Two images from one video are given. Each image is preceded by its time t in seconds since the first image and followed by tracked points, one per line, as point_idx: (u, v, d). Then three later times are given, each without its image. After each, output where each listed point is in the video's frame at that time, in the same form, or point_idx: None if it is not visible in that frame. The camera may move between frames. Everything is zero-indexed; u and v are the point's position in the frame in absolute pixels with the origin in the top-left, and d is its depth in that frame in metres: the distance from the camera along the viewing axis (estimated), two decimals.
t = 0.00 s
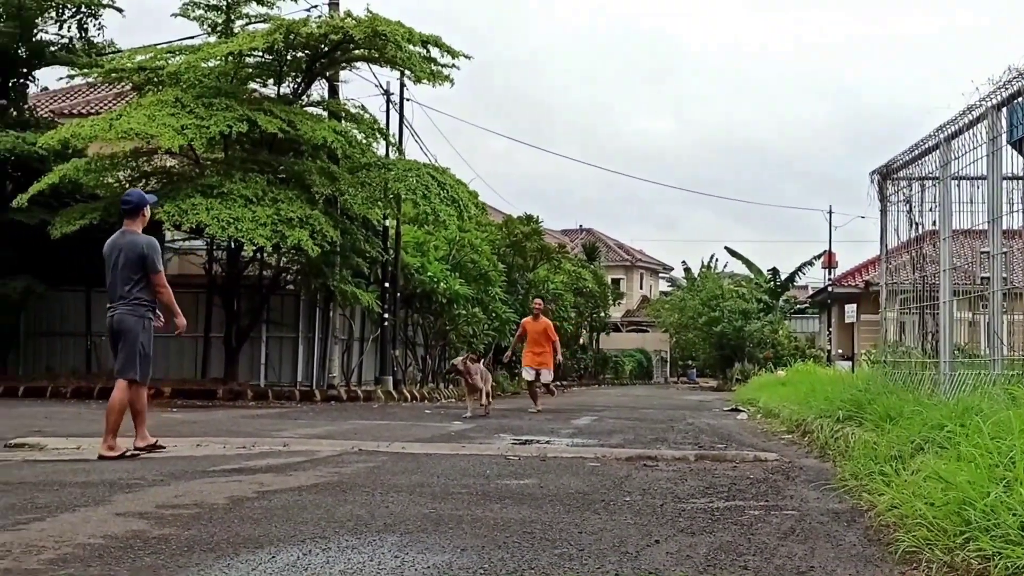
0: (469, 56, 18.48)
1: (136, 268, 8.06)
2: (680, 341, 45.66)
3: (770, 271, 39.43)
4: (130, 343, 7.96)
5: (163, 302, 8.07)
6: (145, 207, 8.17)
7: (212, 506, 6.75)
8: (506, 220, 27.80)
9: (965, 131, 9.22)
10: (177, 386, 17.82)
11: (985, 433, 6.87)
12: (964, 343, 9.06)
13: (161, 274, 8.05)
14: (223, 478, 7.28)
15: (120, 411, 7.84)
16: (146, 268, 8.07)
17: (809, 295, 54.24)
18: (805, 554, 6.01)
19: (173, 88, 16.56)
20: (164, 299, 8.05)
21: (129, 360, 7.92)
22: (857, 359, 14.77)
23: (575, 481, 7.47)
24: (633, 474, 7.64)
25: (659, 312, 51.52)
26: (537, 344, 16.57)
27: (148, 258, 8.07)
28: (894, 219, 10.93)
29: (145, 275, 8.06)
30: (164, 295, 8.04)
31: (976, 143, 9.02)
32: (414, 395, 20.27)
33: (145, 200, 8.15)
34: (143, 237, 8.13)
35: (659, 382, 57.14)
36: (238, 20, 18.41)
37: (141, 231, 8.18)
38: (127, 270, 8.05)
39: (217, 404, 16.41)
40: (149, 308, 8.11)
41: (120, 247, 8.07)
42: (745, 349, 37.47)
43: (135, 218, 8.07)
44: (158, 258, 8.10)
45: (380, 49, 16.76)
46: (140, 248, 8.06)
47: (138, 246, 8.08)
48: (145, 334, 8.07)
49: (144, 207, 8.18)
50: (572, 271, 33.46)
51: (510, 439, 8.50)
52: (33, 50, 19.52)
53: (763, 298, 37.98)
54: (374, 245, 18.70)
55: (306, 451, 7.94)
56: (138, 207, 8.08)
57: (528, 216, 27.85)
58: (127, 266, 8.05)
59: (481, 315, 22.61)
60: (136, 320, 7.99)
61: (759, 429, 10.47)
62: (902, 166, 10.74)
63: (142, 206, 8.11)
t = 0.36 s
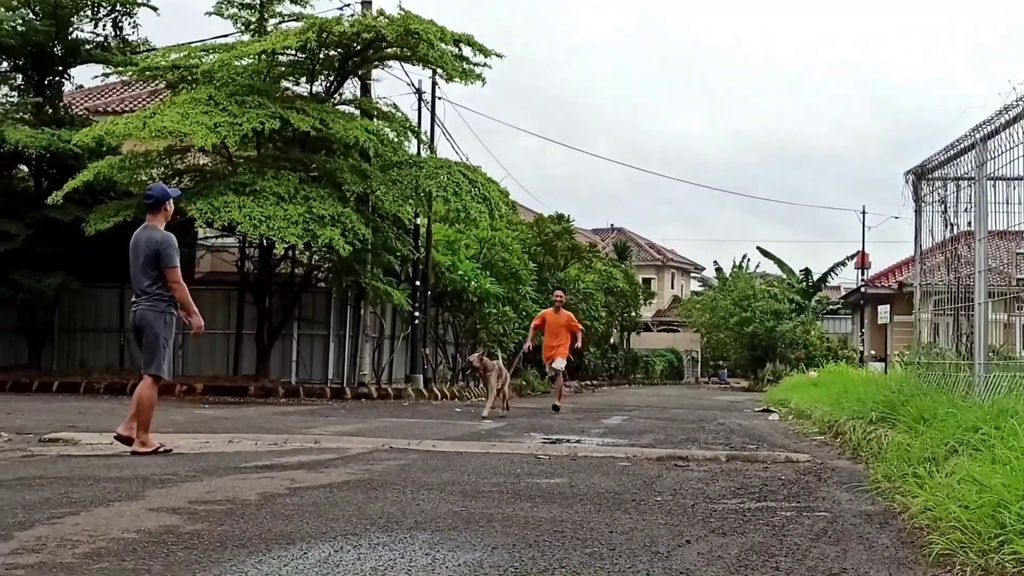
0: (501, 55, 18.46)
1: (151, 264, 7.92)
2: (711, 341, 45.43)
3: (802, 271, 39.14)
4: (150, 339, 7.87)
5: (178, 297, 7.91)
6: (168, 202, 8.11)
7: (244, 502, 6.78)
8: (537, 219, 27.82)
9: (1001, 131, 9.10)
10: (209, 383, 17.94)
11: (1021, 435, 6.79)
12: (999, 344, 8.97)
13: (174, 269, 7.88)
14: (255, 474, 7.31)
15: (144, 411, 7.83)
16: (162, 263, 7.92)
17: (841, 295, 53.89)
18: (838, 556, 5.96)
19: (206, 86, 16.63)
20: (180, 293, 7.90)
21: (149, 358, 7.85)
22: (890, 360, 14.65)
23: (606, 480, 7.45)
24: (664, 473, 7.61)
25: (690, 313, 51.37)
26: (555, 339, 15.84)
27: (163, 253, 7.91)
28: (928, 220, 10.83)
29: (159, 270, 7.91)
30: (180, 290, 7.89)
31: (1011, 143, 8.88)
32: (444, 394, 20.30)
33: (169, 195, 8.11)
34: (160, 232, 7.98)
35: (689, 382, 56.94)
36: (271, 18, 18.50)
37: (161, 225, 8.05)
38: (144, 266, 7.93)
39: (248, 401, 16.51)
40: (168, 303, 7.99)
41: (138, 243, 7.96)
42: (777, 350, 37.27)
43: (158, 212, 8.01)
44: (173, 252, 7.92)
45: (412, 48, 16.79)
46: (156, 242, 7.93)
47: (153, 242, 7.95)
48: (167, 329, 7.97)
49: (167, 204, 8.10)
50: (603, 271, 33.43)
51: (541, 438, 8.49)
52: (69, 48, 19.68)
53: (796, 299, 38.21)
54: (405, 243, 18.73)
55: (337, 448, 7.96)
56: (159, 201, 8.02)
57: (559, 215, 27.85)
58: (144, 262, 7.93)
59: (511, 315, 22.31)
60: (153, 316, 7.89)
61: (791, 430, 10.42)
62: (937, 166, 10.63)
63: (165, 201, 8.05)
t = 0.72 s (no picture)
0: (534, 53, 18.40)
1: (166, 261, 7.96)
2: (742, 341, 45.17)
3: (835, 271, 38.82)
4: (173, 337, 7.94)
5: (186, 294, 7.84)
6: (191, 198, 8.03)
7: (275, 499, 6.81)
8: (568, 217, 27.78)
9: None
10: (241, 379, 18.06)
11: None
12: None
13: (179, 266, 7.82)
14: (286, 471, 7.34)
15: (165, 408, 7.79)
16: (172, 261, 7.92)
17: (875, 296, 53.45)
18: (870, 560, 5.91)
19: (240, 84, 16.72)
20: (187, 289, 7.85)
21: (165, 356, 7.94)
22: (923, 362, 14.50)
23: (636, 480, 7.43)
24: (694, 475, 7.57)
25: (722, 312, 51.16)
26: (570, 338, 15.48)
27: (173, 250, 7.90)
28: (964, 221, 10.71)
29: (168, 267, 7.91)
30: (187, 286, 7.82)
31: None
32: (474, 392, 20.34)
33: (192, 191, 8.00)
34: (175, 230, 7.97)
35: (720, 381, 56.70)
36: (305, 17, 18.56)
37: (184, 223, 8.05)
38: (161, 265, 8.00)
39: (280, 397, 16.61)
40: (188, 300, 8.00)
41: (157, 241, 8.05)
42: (808, 351, 37.01)
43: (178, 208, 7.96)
44: (181, 249, 7.88)
45: (444, 46, 16.79)
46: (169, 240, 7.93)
47: (167, 240, 7.96)
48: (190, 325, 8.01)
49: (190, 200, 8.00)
50: (633, 270, 33.34)
51: (571, 437, 8.48)
52: (104, 46, 19.78)
53: (826, 300, 37.77)
54: (436, 241, 18.74)
55: (368, 445, 7.98)
56: (178, 199, 7.94)
57: (591, 213, 27.80)
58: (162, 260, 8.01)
59: (542, 313, 22.26)
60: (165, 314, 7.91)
61: (822, 432, 10.35)
62: (973, 167, 10.51)
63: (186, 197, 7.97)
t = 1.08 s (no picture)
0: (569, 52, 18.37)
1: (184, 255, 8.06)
2: (777, 342, 44.90)
3: (872, 271, 38.46)
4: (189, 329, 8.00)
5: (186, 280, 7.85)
6: (208, 194, 8.11)
7: (310, 495, 6.85)
8: (602, 216, 27.74)
9: None
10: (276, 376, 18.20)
11: None
12: None
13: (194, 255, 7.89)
14: (320, 468, 7.38)
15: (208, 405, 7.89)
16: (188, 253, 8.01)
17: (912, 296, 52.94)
18: (905, 562, 5.87)
19: (276, 83, 16.83)
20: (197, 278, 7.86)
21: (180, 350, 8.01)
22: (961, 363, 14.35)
23: (669, 480, 7.41)
24: (728, 475, 7.54)
25: (757, 312, 50.90)
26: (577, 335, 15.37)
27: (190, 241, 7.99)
28: (1002, 221, 10.59)
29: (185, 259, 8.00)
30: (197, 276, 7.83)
31: None
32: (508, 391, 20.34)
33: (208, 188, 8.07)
34: (196, 223, 8.05)
35: (754, 381, 56.40)
36: (340, 16, 18.66)
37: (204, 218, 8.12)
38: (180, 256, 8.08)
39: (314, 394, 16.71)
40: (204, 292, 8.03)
41: (178, 234, 8.15)
42: (844, 351, 36.72)
43: (197, 206, 8.05)
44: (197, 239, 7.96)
45: (479, 45, 16.82)
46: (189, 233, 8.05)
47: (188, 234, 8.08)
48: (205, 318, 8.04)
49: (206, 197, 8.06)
50: (668, 269, 33.24)
51: (604, 437, 8.47)
52: (142, 46, 19.97)
53: (863, 300, 37.36)
54: (470, 239, 18.74)
55: (402, 444, 8.01)
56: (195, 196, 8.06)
57: (625, 212, 27.75)
58: (182, 251, 8.09)
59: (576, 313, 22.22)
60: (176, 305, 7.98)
61: (857, 432, 10.29)
62: (1012, 167, 10.38)
63: (204, 195, 8.05)
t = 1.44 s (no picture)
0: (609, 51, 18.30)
1: (206, 251, 8.10)
2: (817, 342, 44.56)
3: (912, 271, 38.05)
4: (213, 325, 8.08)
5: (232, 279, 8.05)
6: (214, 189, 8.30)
7: (350, 493, 6.89)
8: (640, 215, 27.63)
9: None
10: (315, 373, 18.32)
11: None
12: None
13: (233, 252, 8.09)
14: (360, 466, 7.41)
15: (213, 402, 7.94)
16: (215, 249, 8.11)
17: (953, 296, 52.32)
18: (947, 564, 5.81)
19: (316, 82, 17.02)
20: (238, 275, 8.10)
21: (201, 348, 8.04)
22: (1005, 365, 14.16)
23: (709, 480, 7.39)
24: (768, 476, 7.50)
25: (796, 312, 50.55)
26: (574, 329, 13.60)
27: (216, 237, 8.11)
28: None
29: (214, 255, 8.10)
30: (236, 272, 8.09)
31: None
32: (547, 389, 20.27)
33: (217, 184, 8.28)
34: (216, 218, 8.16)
35: (792, 381, 55.99)
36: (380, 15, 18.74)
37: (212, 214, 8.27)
38: (202, 251, 8.09)
39: (354, 392, 16.82)
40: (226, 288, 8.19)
41: (194, 229, 8.13)
42: (884, 352, 36.38)
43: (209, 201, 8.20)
44: (227, 235, 8.13)
45: (518, 44, 16.81)
46: (210, 229, 8.12)
47: (206, 229, 8.12)
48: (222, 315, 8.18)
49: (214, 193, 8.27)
50: (707, 268, 33.09)
51: (643, 436, 8.45)
52: (183, 45, 20.16)
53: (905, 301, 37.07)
54: (509, 239, 18.70)
55: (440, 442, 8.03)
56: (209, 191, 8.19)
57: (663, 211, 27.62)
58: (201, 246, 8.10)
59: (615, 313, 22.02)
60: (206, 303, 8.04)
61: (898, 434, 10.19)
62: None
63: (213, 190, 8.22)
